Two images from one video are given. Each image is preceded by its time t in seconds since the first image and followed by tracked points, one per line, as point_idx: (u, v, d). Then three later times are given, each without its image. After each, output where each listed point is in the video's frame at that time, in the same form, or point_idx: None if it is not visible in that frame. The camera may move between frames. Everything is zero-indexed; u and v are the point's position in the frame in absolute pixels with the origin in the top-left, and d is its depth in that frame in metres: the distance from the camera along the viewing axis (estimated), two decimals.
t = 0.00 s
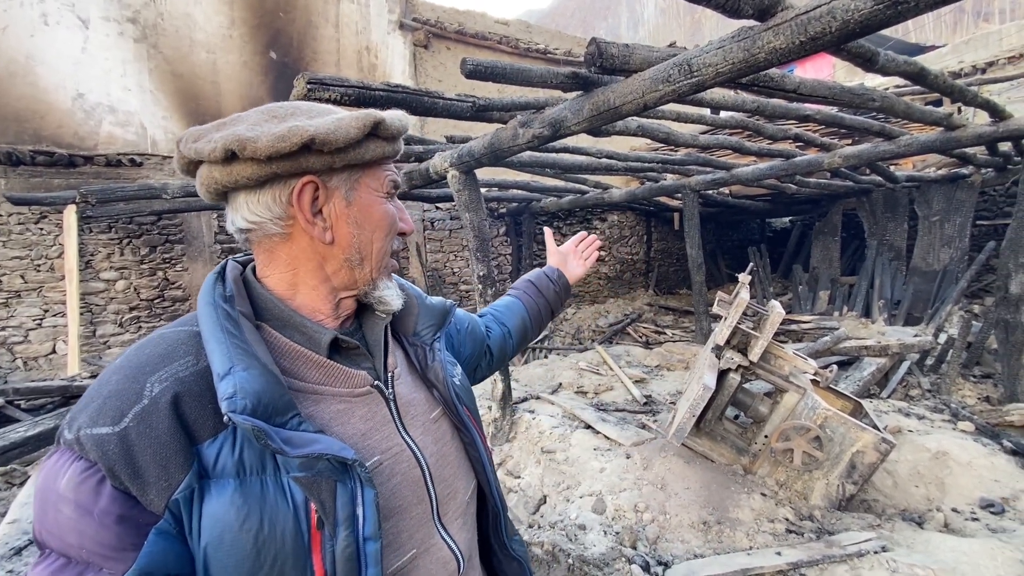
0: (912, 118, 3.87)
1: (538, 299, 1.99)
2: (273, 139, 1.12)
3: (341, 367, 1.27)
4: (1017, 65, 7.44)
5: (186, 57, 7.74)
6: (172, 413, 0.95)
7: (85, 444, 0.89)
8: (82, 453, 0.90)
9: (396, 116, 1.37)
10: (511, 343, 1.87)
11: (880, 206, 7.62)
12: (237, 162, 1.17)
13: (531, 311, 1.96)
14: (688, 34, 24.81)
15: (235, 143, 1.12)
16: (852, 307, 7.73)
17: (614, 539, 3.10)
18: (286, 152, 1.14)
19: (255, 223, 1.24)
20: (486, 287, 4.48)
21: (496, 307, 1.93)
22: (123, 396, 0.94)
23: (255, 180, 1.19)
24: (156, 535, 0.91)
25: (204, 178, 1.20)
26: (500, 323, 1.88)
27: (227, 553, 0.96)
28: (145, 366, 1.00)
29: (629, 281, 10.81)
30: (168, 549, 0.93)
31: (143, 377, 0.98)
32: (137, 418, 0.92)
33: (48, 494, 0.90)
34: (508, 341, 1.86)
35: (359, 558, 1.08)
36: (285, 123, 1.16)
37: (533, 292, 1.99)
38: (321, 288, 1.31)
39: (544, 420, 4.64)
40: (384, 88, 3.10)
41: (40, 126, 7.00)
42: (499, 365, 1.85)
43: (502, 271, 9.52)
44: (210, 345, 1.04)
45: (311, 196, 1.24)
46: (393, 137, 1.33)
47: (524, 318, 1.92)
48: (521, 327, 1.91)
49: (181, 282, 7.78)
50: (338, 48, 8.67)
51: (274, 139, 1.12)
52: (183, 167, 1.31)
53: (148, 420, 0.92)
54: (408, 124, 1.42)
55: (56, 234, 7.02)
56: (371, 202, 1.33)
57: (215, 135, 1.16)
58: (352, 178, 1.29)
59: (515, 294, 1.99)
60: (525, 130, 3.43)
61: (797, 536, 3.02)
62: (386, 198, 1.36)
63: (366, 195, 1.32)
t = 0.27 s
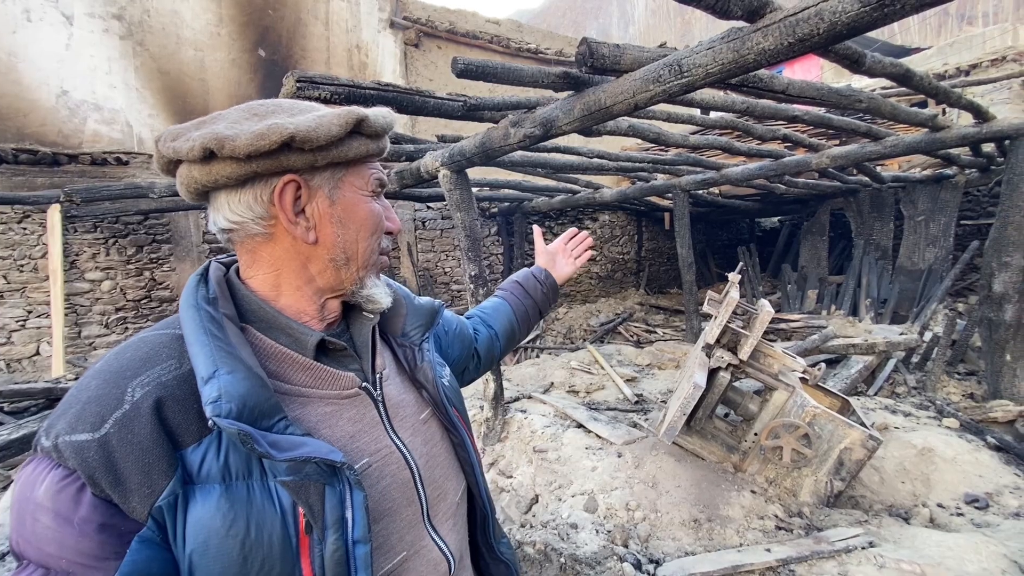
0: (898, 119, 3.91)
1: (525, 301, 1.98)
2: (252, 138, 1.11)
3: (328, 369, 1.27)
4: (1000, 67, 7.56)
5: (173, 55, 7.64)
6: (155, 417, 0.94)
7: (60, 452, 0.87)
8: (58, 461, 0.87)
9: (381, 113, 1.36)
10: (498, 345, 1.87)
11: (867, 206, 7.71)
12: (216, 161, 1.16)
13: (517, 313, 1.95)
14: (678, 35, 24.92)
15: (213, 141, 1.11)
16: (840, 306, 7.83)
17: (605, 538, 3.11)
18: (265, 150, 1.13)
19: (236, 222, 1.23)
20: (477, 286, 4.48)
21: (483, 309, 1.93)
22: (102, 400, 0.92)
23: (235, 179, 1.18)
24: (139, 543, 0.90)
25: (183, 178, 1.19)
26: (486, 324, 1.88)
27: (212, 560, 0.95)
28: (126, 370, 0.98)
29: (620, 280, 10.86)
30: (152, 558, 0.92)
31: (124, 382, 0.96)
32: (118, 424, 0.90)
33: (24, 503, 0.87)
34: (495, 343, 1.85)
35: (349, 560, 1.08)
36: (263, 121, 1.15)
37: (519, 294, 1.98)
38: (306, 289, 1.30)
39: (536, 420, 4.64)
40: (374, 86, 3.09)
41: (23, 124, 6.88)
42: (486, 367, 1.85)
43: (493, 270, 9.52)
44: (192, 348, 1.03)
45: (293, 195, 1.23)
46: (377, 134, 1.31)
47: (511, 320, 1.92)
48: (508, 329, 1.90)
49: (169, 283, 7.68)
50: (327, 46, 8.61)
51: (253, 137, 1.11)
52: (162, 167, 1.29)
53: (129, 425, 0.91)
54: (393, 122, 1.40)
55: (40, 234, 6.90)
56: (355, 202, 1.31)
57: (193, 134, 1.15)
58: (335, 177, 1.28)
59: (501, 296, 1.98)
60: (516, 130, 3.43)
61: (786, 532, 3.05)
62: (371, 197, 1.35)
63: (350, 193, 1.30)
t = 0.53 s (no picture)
0: (880, 121, 3.98)
1: (511, 325, 1.95)
2: (227, 140, 1.10)
3: (310, 371, 1.25)
4: (979, 71, 7.73)
5: (156, 52, 7.52)
6: (133, 419, 0.92)
7: (36, 453, 0.86)
8: (34, 463, 0.86)
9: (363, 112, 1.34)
10: (480, 368, 1.85)
11: (851, 206, 7.84)
12: (193, 163, 1.16)
13: (503, 336, 1.92)
14: (666, 36, 25.10)
15: (189, 143, 1.11)
16: (825, 305, 7.95)
17: (595, 536, 3.12)
18: (241, 152, 1.12)
19: (216, 224, 1.22)
20: (466, 286, 4.47)
21: (469, 330, 1.92)
22: (79, 402, 0.91)
23: (213, 181, 1.17)
24: (117, 545, 0.89)
25: (161, 180, 1.18)
26: (471, 346, 1.87)
27: (191, 564, 0.94)
28: (103, 371, 0.97)
29: (609, 280, 10.91)
30: (131, 559, 0.91)
31: (101, 383, 0.95)
32: (94, 426, 0.89)
33: None
34: (477, 364, 1.85)
35: (331, 563, 1.08)
36: (240, 122, 1.14)
37: (506, 316, 1.96)
38: (288, 291, 1.29)
39: (525, 420, 4.65)
40: (362, 85, 3.07)
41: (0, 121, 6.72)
42: (468, 389, 1.84)
43: (483, 271, 9.51)
44: (171, 350, 1.02)
45: (272, 198, 1.22)
46: (359, 135, 1.30)
47: (496, 343, 1.90)
48: (492, 353, 1.88)
49: (153, 283, 7.55)
50: (315, 45, 8.54)
51: (229, 139, 1.10)
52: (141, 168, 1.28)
53: (106, 428, 0.90)
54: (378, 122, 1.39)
55: (19, 234, 6.75)
56: (337, 204, 1.30)
57: (170, 136, 1.15)
58: (316, 179, 1.27)
59: (489, 318, 1.97)
60: (505, 130, 3.43)
61: (773, 529, 3.09)
62: (354, 200, 1.34)
63: (332, 196, 1.29)
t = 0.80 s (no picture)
0: (859, 122, 4.05)
1: (503, 321, 1.93)
2: (206, 135, 1.09)
3: (292, 368, 1.24)
4: (954, 74, 7.92)
5: (135, 48, 7.37)
6: (110, 412, 0.90)
7: (10, 443, 0.84)
8: (7, 454, 0.85)
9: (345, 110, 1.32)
10: (473, 367, 1.84)
11: (831, 206, 7.98)
12: (172, 159, 1.14)
13: (495, 333, 1.90)
14: (651, 38, 25.30)
15: (168, 139, 1.09)
16: (806, 303, 8.08)
17: (581, 534, 3.14)
18: (220, 148, 1.10)
19: (197, 222, 1.20)
20: (453, 286, 4.46)
21: (461, 329, 1.91)
22: (55, 394, 0.89)
23: (193, 178, 1.15)
24: (93, 536, 0.88)
25: (142, 177, 1.16)
26: (463, 344, 1.85)
27: (169, 559, 0.92)
28: (81, 363, 0.95)
29: (595, 279, 10.96)
30: (107, 551, 0.89)
31: (78, 375, 0.93)
32: (70, 417, 0.88)
33: None
34: (470, 363, 1.83)
35: (314, 559, 1.06)
36: (219, 119, 1.12)
37: (498, 313, 1.94)
38: (270, 290, 1.28)
39: (512, 419, 4.65)
40: (347, 84, 3.04)
41: None
42: (462, 388, 1.83)
43: (469, 270, 9.49)
44: (150, 343, 1.00)
45: (253, 195, 1.20)
46: (341, 132, 1.28)
47: (489, 340, 1.88)
48: (485, 350, 1.86)
49: (132, 284, 7.40)
50: (298, 42, 8.45)
51: (208, 135, 1.09)
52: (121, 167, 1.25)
53: (82, 419, 0.88)
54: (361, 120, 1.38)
55: None
56: (319, 201, 1.28)
57: (150, 133, 1.13)
58: (297, 176, 1.25)
59: (481, 316, 1.95)
60: (491, 130, 3.43)
61: (756, 524, 3.13)
62: (337, 197, 1.32)
63: (314, 193, 1.27)
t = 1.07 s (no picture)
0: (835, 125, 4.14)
1: (484, 319, 1.92)
2: (184, 136, 1.07)
3: (266, 374, 1.23)
4: (927, 79, 8.14)
5: (109, 44, 7.18)
6: (74, 421, 0.88)
7: None
8: None
9: (328, 113, 1.32)
10: (456, 365, 1.82)
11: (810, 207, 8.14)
12: (147, 159, 1.11)
13: (477, 331, 1.90)
14: (634, 40, 25.53)
15: (144, 139, 1.07)
16: (786, 302, 8.23)
17: (566, 534, 3.15)
18: (198, 149, 1.08)
19: (173, 223, 1.18)
20: (437, 287, 4.44)
21: (442, 328, 1.88)
22: (17, 403, 0.87)
23: (169, 178, 1.13)
24: (55, 551, 0.85)
25: (115, 177, 1.13)
26: (445, 343, 1.83)
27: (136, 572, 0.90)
28: (44, 371, 0.93)
29: (580, 279, 11.02)
30: (70, 566, 0.87)
31: (40, 383, 0.90)
32: (32, 428, 0.86)
33: None
34: (453, 361, 1.81)
35: (286, 568, 1.04)
36: (199, 119, 1.10)
37: (480, 311, 1.93)
38: (248, 293, 1.26)
39: (497, 420, 4.64)
40: (328, 82, 3.00)
41: None
42: (444, 386, 1.81)
43: (454, 271, 9.46)
44: (117, 350, 0.98)
45: (232, 196, 1.18)
46: (324, 135, 1.28)
47: (471, 337, 1.87)
48: (467, 348, 1.85)
49: (107, 286, 7.21)
50: (279, 40, 8.33)
51: (186, 136, 1.07)
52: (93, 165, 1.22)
53: (44, 430, 0.86)
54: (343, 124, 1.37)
55: None
56: (300, 203, 1.27)
57: (124, 132, 1.10)
58: (277, 177, 1.23)
59: (462, 314, 1.93)
60: (474, 130, 3.42)
61: (737, 520, 3.18)
62: (317, 200, 1.31)
63: (294, 195, 1.26)
